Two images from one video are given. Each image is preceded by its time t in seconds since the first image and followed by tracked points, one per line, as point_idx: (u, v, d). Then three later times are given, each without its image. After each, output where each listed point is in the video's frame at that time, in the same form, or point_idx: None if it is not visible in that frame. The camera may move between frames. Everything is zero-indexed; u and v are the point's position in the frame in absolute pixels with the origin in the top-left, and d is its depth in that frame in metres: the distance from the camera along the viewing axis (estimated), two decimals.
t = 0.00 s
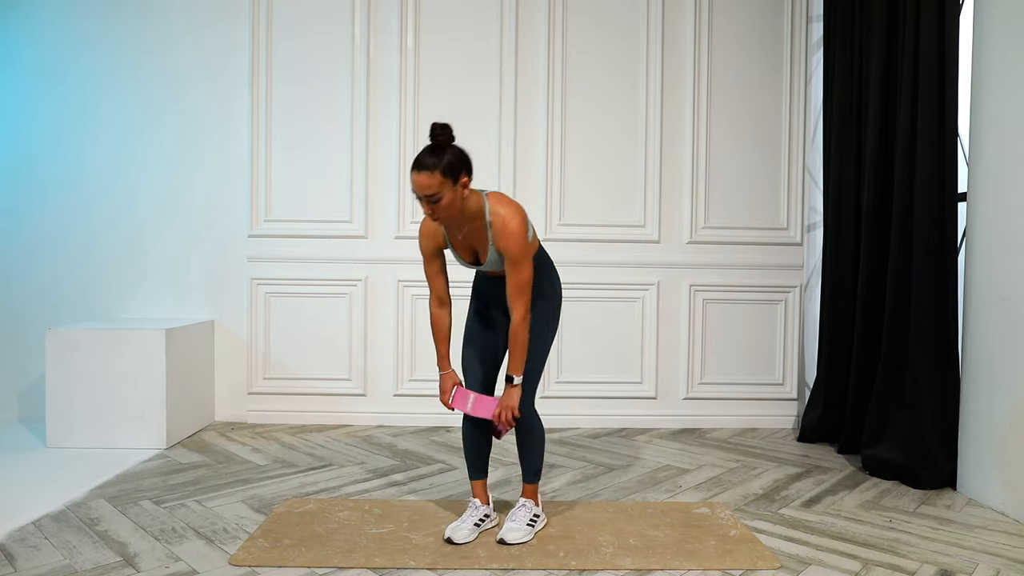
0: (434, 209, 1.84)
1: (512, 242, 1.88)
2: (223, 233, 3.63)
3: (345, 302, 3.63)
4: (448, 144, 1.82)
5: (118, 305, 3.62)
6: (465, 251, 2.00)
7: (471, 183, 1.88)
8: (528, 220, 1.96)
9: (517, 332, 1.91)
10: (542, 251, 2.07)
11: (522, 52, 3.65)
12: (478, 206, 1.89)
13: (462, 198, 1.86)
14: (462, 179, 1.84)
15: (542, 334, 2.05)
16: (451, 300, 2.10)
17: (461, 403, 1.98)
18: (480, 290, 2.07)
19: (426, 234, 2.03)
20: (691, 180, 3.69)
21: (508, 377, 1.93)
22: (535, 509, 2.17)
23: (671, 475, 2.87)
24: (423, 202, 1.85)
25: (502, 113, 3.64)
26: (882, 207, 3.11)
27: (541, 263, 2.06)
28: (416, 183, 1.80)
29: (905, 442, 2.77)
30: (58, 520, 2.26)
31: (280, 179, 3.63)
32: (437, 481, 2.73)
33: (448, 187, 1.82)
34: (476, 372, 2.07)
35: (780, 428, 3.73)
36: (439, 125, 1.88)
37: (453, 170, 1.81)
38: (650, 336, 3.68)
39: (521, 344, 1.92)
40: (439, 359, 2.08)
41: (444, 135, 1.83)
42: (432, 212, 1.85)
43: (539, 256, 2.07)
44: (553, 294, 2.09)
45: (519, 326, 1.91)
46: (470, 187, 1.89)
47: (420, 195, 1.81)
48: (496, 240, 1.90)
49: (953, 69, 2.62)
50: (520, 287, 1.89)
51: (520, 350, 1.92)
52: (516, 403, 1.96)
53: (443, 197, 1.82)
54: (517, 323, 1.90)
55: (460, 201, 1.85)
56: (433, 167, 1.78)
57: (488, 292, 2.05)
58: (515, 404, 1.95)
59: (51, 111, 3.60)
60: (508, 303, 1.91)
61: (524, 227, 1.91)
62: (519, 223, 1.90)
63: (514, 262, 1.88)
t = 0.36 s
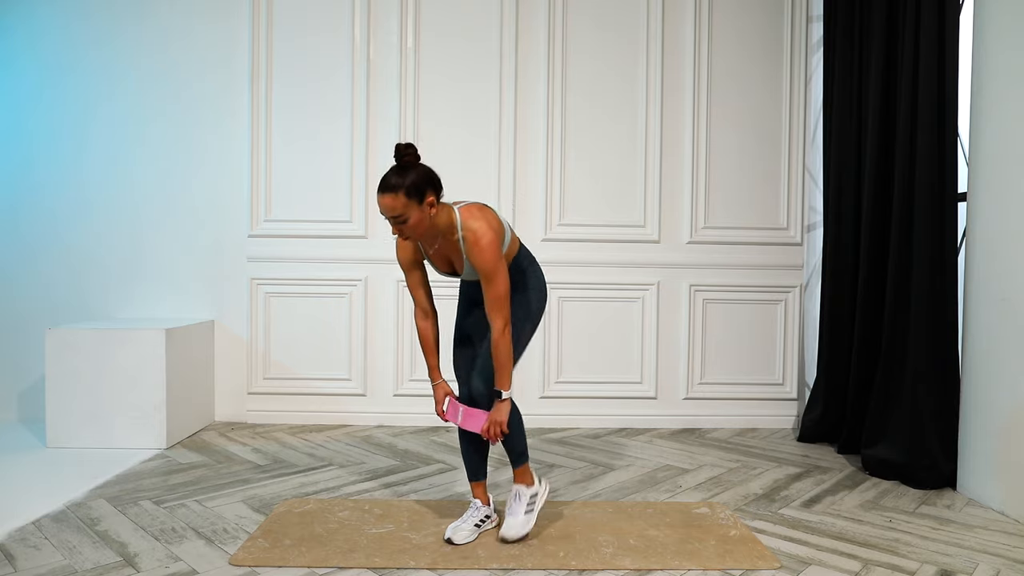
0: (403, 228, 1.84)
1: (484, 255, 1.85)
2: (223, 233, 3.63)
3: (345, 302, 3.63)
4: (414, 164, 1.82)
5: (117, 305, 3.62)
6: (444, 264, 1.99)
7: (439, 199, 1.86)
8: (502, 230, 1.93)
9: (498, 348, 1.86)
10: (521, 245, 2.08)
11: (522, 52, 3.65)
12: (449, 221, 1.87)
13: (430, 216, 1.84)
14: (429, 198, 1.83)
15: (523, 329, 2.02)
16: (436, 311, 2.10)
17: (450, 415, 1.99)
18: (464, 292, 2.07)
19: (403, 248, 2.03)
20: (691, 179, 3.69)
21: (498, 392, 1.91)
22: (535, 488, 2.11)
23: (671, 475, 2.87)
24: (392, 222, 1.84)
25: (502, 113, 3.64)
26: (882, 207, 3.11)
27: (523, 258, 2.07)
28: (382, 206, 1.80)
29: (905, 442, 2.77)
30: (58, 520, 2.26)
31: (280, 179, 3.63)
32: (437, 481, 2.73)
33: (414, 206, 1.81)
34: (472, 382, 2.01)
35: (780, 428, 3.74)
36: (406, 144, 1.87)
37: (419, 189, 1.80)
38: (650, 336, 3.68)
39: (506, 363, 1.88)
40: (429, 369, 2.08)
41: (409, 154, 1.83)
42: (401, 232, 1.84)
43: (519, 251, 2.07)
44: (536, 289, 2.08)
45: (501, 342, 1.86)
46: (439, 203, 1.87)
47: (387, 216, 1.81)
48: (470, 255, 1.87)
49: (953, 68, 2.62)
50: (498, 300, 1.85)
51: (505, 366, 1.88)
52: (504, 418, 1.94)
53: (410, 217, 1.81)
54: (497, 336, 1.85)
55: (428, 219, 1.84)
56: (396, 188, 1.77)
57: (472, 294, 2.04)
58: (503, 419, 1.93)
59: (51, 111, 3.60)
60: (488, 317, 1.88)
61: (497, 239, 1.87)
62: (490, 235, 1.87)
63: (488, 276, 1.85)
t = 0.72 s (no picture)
0: (398, 234, 1.83)
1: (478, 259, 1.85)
2: (223, 234, 3.63)
3: (345, 302, 3.63)
4: (407, 170, 1.82)
5: (117, 305, 3.62)
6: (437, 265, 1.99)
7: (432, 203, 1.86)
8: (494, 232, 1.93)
9: (495, 351, 1.84)
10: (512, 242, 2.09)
11: (522, 52, 3.65)
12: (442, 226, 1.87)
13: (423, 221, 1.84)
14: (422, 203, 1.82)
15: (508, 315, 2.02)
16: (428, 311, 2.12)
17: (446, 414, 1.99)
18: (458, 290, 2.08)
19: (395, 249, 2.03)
20: (691, 178, 3.69)
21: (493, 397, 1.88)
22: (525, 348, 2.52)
23: (671, 475, 2.87)
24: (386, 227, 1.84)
25: (502, 113, 3.64)
26: (882, 207, 3.11)
27: (513, 255, 2.08)
28: (377, 212, 1.80)
29: (905, 442, 2.77)
30: (58, 520, 2.26)
31: (280, 179, 3.63)
32: (437, 481, 2.73)
33: (408, 212, 1.81)
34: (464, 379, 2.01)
35: (780, 428, 3.73)
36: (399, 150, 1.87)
37: (413, 195, 1.79)
38: (649, 336, 3.68)
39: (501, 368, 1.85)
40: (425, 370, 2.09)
41: (402, 160, 1.83)
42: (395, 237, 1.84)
43: (510, 249, 2.08)
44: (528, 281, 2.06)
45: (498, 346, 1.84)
46: (432, 207, 1.87)
47: (381, 222, 1.81)
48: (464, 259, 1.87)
49: (953, 67, 2.62)
50: (493, 304, 1.84)
51: (501, 372, 1.85)
52: (498, 423, 1.90)
53: (404, 223, 1.81)
54: (494, 338, 1.83)
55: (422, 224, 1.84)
56: (391, 195, 1.77)
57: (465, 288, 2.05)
58: (497, 422, 1.89)
59: (51, 111, 3.60)
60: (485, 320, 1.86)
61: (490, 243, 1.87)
62: (483, 239, 1.86)
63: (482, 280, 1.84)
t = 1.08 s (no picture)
0: (393, 231, 1.84)
1: (474, 253, 1.85)
2: (223, 234, 3.63)
3: (345, 302, 3.63)
4: (399, 167, 1.83)
5: (117, 306, 3.62)
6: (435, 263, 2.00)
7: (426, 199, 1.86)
8: (491, 227, 1.93)
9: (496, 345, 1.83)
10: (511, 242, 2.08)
11: (522, 52, 3.65)
12: (436, 221, 1.88)
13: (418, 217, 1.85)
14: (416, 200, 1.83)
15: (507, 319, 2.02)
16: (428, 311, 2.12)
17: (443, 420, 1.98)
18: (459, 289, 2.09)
19: (394, 251, 2.04)
20: (691, 178, 3.69)
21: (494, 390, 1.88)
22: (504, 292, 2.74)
23: (671, 475, 2.87)
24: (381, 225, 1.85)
25: (502, 113, 3.64)
26: (882, 207, 3.11)
27: (512, 256, 2.07)
28: (371, 210, 1.81)
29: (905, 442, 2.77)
30: (58, 520, 2.26)
31: (280, 179, 3.63)
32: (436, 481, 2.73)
33: (402, 209, 1.81)
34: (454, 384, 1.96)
35: (780, 428, 3.73)
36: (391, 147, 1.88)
37: (405, 191, 1.80)
38: (649, 336, 3.68)
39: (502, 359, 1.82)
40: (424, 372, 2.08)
41: (395, 157, 1.83)
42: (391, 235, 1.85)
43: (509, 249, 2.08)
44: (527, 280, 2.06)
45: (499, 337, 1.84)
46: (427, 204, 1.88)
47: (376, 220, 1.82)
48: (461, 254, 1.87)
49: (953, 67, 2.62)
50: (491, 296, 1.84)
51: (501, 363, 1.83)
52: (501, 416, 1.93)
53: (398, 220, 1.82)
54: (497, 332, 1.84)
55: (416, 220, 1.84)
56: (384, 191, 1.78)
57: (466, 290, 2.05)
58: (501, 415, 1.92)
59: (51, 111, 3.60)
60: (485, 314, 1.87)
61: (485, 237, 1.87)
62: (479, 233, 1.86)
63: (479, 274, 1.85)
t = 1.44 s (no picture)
0: (388, 231, 1.83)
1: (472, 252, 1.85)
2: (223, 234, 3.63)
3: (345, 302, 3.63)
4: (393, 166, 1.81)
5: (118, 306, 3.62)
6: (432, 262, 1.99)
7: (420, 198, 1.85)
8: (487, 224, 1.93)
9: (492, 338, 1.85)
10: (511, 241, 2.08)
11: (522, 52, 3.65)
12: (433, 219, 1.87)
13: (413, 216, 1.83)
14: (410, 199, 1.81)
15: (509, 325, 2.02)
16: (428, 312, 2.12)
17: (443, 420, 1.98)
18: (458, 290, 2.07)
19: (393, 249, 2.03)
20: (691, 178, 3.69)
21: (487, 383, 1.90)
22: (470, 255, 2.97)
23: (671, 475, 2.87)
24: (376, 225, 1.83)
25: (502, 112, 3.64)
26: (882, 207, 3.11)
27: (513, 255, 2.07)
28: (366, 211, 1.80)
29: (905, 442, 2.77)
30: (58, 520, 2.26)
31: (280, 179, 3.63)
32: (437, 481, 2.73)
33: (396, 208, 1.80)
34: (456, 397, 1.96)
35: (780, 428, 3.73)
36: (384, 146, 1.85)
37: (400, 191, 1.78)
38: (649, 336, 3.68)
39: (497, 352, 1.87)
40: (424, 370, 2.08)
41: (387, 156, 1.81)
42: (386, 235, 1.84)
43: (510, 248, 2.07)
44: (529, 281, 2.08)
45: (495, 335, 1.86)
46: (421, 203, 1.86)
47: (370, 221, 1.81)
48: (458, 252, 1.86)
49: (953, 67, 2.62)
50: (490, 294, 1.85)
51: (494, 358, 1.87)
52: (493, 410, 1.94)
53: (393, 220, 1.80)
54: (496, 329, 1.85)
55: (411, 220, 1.83)
56: (378, 193, 1.76)
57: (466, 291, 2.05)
58: (492, 410, 1.93)
59: (51, 112, 3.60)
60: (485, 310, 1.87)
61: (482, 235, 1.87)
62: (476, 231, 1.86)
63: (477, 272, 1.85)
